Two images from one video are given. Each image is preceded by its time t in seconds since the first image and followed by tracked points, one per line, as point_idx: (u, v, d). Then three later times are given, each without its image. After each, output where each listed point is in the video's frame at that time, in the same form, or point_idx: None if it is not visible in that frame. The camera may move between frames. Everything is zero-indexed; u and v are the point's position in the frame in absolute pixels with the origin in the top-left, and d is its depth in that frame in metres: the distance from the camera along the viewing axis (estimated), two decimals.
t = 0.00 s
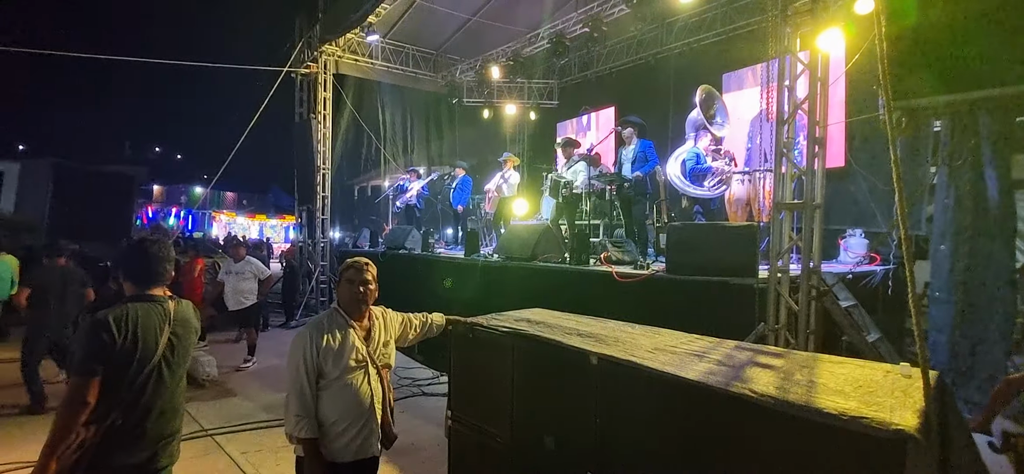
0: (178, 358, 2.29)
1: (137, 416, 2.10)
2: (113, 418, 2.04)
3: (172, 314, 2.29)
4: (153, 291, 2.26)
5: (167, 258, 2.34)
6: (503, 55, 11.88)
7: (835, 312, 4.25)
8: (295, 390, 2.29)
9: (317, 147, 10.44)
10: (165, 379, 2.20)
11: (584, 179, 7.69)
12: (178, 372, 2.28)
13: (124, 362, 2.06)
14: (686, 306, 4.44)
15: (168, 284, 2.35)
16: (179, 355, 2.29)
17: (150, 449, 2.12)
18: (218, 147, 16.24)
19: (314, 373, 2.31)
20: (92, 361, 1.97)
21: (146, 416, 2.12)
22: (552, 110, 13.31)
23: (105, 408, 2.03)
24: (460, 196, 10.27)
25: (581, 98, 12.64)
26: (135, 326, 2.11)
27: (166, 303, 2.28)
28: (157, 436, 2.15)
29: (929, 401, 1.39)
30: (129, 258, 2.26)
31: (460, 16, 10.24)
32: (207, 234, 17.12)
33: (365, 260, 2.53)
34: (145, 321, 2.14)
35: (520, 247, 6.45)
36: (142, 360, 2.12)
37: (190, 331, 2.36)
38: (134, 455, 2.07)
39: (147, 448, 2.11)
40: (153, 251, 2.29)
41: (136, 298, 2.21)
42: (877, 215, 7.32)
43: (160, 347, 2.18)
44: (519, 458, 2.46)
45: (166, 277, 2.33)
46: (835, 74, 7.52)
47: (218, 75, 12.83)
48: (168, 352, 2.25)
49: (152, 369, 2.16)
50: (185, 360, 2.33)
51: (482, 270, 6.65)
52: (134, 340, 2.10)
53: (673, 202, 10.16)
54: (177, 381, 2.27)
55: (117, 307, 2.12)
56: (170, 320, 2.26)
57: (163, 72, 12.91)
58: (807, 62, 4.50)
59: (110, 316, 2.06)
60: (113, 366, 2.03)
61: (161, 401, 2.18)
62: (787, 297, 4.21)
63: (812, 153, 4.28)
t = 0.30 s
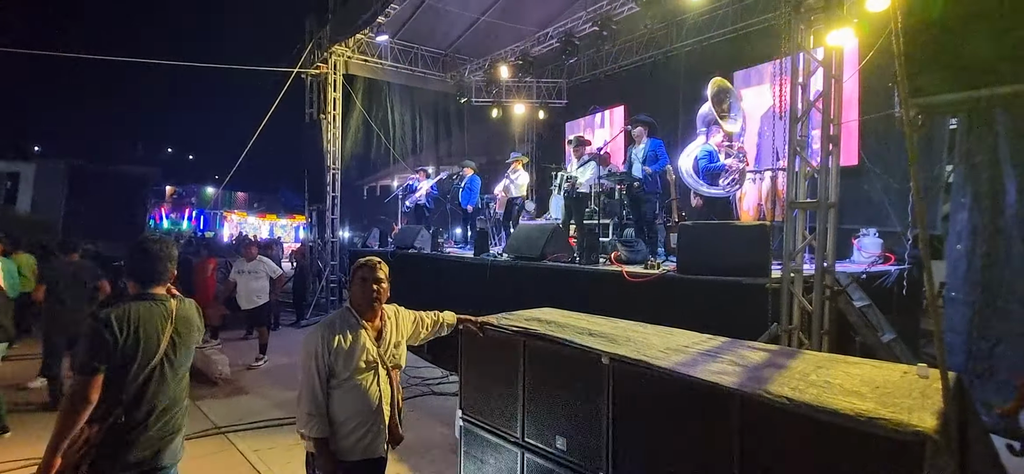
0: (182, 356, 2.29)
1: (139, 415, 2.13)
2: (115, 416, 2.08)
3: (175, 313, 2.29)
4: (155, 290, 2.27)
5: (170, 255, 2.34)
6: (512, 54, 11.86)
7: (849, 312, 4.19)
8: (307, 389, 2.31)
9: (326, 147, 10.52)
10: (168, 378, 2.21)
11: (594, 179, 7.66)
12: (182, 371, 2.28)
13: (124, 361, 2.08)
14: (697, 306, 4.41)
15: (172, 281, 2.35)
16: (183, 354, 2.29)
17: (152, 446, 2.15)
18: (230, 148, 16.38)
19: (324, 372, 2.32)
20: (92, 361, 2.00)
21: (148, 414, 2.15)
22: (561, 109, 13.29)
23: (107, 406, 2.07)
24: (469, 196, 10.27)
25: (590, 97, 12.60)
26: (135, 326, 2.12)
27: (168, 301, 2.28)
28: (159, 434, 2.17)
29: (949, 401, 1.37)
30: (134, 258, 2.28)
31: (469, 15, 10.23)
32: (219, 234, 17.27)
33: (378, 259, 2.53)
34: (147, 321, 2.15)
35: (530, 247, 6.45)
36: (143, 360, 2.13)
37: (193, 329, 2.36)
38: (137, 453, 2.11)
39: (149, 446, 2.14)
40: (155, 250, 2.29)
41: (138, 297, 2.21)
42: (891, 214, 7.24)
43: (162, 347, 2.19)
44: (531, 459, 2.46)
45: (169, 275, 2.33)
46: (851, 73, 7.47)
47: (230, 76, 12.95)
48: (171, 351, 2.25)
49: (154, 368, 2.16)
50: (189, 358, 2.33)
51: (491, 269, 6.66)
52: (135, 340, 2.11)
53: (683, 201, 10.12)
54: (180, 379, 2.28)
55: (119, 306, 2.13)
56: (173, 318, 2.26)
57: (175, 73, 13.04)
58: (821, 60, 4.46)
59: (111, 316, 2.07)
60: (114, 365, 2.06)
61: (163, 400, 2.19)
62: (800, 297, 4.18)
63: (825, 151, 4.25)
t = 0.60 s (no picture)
0: (185, 356, 2.32)
1: (144, 414, 2.15)
2: (122, 415, 2.10)
3: (178, 313, 2.32)
4: (158, 290, 2.30)
5: (172, 255, 2.37)
6: (522, 54, 11.85)
7: (866, 311, 4.13)
8: (319, 389, 2.32)
9: (338, 149, 10.60)
10: (172, 377, 2.24)
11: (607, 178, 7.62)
12: (185, 370, 2.31)
13: (129, 360, 2.10)
14: (711, 305, 4.37)
15: (173, 282, 2.38)
16: (185, 353, 2.32)
17: (158, 445, 2.18)
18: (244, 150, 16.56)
19: (337, 372, 2.33)
20: (97, 360, 2.02)
21: (154, 413, 2.17)
22: (572, 108, 13.27)
23: (112, 406, 2.09)
24: (480, 196, 10.26)
25: (602, 96, 12.57)
26: (139, 325, 2.14)
27: (171, 301, 2.31)
28: (164, 433, 2.20)
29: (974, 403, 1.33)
30: (137, 259, 2.30)
31: (480, 16, 10.26)
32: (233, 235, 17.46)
33: (396, 263, 2.53)
34: (150, 320, 2.17)
35: (542, 246, 6.45)
36: (147, 359, 2.15)
37: (195, 329, 2.39)
38: (144, 451, 2.14)
39: (154, 444, 2.17)
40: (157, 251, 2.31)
41: (141, 297, 2.24)
42: (909, 211, 7.12)
43: (166, 346, 2.22)
44: (544, 459, 2.45)
45: (172, 275, 2.36)
46: (867, 70, 7.41)
47: (243, 79, 13.10)
48: (174, 350, 2.28)
49: (158, 368, 2.19)
50: (192, 358, 2.36)
51: (504, 269, 6.67)
52: (138, 339, 2.13)
53: (696, 199, 10.06)
54: (183, 377, 2.31)
55: (122, 306, 2.15)
56: (175, 318, 2.29)
57: (190, 77, 13.21)
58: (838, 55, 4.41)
59: (115, 316, 2.09)
60: (119, 364, 2.08)
61: (168, 399, 2.22)
62: (816, 295, 4.15)
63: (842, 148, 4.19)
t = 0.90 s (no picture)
0: (189, 353, 2.34)
1: (147, 411, 2.18)
2: (125, 411, 2.14)
3: (182, 310, 2.34)
4: (161, 288, 2.33)
5: (174, 253, 2.39)
6: (532, 52, 11.81)
7: (883, 309, 4.07)
8: (329, 387, 2.34)
9: (349, 149, 10.67)
10: (174, 374, 2.26)
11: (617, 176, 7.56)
12: (189, 368, 2.33)
13: (130, 357, 2.14)
14: (723, 303, 4.35)
15: (177, 280, 2.41)
16: (189, 351, 2.34)
17: (164, 442, 2.20)
18: (256, 151, 16.73)
19: (346, 370, 2.34)
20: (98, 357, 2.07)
21: (157, 409, 2.20)
22: (581, 106, 13.23)
23: (116, 403, 2.13)
24: (490, 195, 10.27)
25: (611, 94, 12.52)
26: (139, 323, 2.17)
27: (174, 299, 2.33)
28: (168, 430, 2.22)
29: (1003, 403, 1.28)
30: (140, 258, 2.34)
31: (489, 14, 10.23)
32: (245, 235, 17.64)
33: (405, 263, 2.54)
34: (151, 318, 2.20)
35: (552, 244, 6.43)
36: (148, 356, 2.18)
37: (199, 326, 2.41)
38: (150, 447, 2.17)
39: (159, 440, 2.19)
40: (157, 249, 2.34)
41: (144, 295, 2.28)
42: (927, 209, 7.03)
43: (168, 342, 2.24)
44: (555, 457, 2.45)
45: (175, 274, 2.38)
46: (882, 65, 7.37)
47: (255, 80, 13.20)
48: (178, 347, 2.30)
49: (160, 365, 2.22)
50: (196, 355, 2.38)
51: (514, 268, 6.67)
52: (139, 337, 2.16)
53: (708, 196, 10.00)
54: (188, 375, 2.33)
55: (124, 305, 2.19)
56: (178, 315, 2.32)
57: (202, 79, 13.34)
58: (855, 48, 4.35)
59: (115, 313, 2.13)
60: (120, 361, 2.13)
61: (171, 397, 2.24)
62: (831, 294, 4.15)
63: (859, 143, 4.14)
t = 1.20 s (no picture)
0: (196, 348, 2.36)
1: (155, 406, 2.20)
2: (135, 407, 2.16)
3: (189, 306, 2.37)
4: (168, 285, 2.36)
5: (180, 250, 2.42)
6: (540, 49, 11.79)
7: (898, 306, 4.03)
8: (339, 385, 2.35)
9: (358, 148, 10.75)
10: (183, 369, 2.29)
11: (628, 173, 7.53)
12: (197, 364, 2.36)
13: (138, 353, 2.17)
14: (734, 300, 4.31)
15: (185, 277, 2.44)
16: (197, 346, 2.37)
17: (174, 435, 2.23)
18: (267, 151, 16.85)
19: (355, 368, 2.35)
20: (105, 352, 2.11)
21: (167, 403, 2.23)
22: (590, 103, 13.21)
23: (125, 397, 2.16)
24: (498, 192, 10.28)
25: (620, 91, 12.48)
26: (146, 318, 2.20)
27: (180, 295, 2.36)
28: (177, 424, 2.25)
29: None
30: (149, 254, 2.39)
31: (497, 11, 10.22)
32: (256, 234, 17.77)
33: (411, 261, 2.54)
34: (157, 314, 2.23)
35: (562, 242, 6.43)
36: (156, 351, 2.21)
37: (207, 322, 2.43)
38: (161, 441, 2.20)
39: (169, 435, 2.22)
40: (163, 246, 2.37)
41: (152, 292, 2.32)
42: (942, 205, 6.94)
43: (174, 338, 2.27)
44: (566, 455, 2.44)
45: (182, 270, 2.41)
46: (897, 58, 7.27)
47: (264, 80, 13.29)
48: (185, 342, 2.32)
49: (167, 360, 2.24)
50: (204, 350, 2.40)
51: (523, 266, 6.67)
52: (146, 332, 2.19)
53: (718, 194, 9.95)
54: (197, 370, 2.36)
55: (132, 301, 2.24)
56: (185, 311, 2.34)
57: (213, 79, 13.45)
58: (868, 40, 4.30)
59: (122, 310, 2.17)
60: (128, 356, 2.16)
61: (179, 391, 2.26)
62: (845, 291, 4.11)
63: (872, 138, 4.09)
